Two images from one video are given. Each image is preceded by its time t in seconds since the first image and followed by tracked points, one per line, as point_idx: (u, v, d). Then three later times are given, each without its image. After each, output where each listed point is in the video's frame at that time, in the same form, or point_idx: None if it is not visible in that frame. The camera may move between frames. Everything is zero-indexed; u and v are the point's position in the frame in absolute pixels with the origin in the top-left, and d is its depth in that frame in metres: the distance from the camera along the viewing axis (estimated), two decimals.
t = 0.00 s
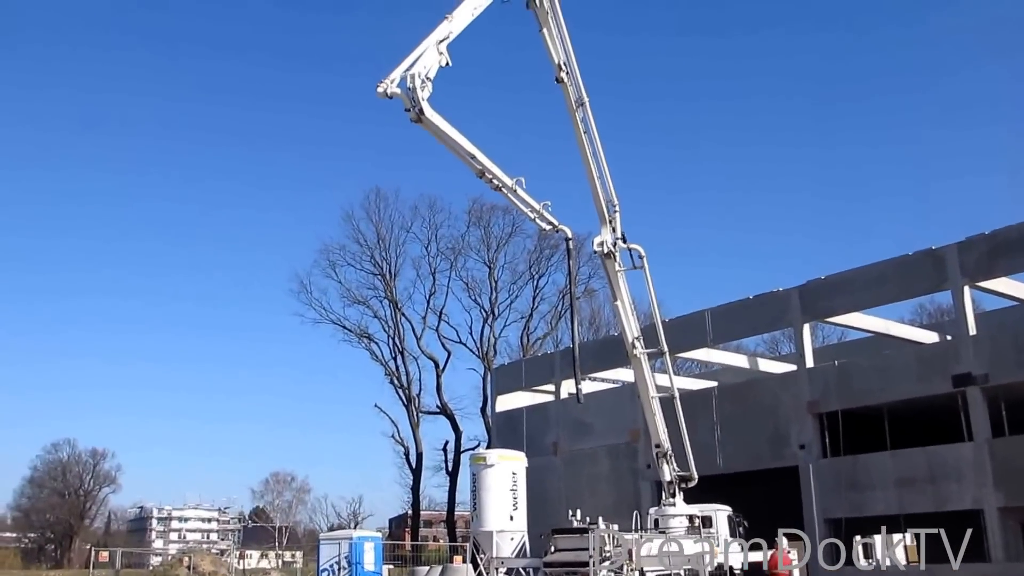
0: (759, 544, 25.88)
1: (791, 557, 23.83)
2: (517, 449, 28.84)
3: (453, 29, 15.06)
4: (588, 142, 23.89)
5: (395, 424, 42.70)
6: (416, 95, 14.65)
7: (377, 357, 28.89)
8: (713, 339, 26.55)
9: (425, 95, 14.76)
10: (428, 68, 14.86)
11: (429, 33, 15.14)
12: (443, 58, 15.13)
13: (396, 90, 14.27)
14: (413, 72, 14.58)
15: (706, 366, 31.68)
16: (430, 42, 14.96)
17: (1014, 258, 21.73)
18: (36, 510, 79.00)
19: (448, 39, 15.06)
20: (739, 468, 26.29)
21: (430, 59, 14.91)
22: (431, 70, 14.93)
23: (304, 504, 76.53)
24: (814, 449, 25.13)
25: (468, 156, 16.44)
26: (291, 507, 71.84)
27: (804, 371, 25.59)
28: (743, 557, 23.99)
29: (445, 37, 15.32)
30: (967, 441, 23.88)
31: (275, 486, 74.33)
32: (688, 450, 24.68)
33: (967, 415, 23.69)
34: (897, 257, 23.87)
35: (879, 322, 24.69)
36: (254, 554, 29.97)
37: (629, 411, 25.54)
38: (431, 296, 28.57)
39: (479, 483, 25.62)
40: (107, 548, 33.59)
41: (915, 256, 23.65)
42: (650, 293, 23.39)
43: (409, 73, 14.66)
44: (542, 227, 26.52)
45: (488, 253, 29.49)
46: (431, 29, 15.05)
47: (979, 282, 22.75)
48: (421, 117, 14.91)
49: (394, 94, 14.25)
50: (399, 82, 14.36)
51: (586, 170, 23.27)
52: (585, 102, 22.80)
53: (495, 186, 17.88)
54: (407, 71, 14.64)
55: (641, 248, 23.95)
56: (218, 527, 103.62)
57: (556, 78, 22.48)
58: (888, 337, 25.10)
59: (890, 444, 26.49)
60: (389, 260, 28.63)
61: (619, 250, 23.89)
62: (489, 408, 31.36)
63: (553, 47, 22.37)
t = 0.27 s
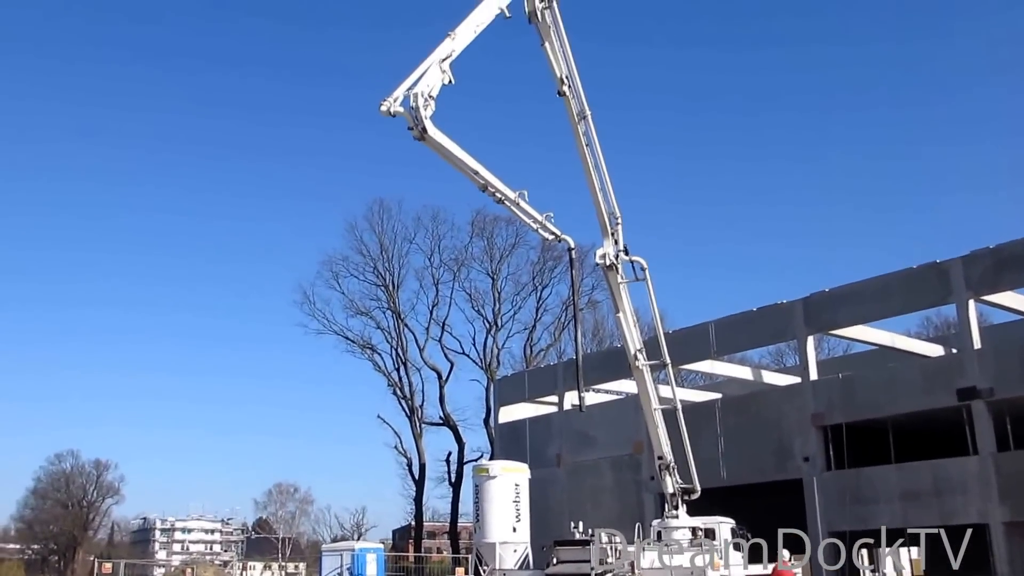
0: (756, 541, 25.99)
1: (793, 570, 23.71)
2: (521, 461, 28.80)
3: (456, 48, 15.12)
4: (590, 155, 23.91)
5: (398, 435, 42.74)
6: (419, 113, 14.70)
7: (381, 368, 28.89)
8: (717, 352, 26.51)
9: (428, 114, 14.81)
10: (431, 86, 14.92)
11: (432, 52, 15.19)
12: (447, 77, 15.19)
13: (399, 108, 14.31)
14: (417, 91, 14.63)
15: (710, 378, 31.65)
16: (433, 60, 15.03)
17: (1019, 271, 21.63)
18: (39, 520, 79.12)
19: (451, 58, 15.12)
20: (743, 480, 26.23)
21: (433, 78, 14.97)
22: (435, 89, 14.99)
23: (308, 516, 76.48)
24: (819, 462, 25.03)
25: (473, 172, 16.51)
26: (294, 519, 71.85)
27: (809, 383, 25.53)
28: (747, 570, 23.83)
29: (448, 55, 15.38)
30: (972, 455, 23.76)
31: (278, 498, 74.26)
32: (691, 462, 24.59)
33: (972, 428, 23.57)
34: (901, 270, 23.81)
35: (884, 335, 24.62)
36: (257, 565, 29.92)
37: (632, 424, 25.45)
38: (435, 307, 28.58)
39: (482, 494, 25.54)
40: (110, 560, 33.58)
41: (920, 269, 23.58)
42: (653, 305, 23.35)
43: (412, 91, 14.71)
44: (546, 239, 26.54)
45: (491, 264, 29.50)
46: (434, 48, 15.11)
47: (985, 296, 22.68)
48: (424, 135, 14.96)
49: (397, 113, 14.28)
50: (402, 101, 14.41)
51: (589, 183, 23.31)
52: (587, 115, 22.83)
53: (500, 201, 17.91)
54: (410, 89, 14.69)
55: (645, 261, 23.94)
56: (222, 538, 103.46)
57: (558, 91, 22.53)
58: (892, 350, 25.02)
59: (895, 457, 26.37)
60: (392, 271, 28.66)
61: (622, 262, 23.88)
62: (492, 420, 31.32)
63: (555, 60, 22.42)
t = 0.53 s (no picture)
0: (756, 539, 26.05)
1: None
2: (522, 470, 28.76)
3: (458, 61, 15.09)
4: (591, 163, 23.90)
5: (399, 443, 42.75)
6: (422, 128, 14.70)
7: (382, 377, 28.87)
8: (719, 360, 26.47)
9: (430, 128, 14.82)
10: (432, 101, 14.90)
11: (432, 65, 15.15)
12: (448, 90, 15.17)
13: (402, 123, 14.30)
14: (419, 106, 14.60)
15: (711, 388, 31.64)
16: (435, 74, 15.00)
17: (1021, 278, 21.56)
18: (41, 529, 79.22)
19: (453, 71, 15.10)
20: (745, 489, 26.17)
21: (435, 92, 14.97)
22: (436, 103, 14.97)
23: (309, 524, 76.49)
24: (821, 471, 24.96)
25: (476, 186, 16.58)
26: (296, 528, 71.88)
27: (811, 392, 25.48)
28: None
29: (450, 68, 15.34)
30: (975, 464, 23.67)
31: (279, 506, 74.22)
32: (692, 471, 24.50)
33: (975, 437, 23.48)
34: (903, 278, 23.76)
35: (886, 343, 24.56)
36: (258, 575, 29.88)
37: (633, 433, 25.39)
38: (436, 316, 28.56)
39: (483, 504, 25.47)
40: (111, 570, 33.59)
41: (922, 276, 23.53)
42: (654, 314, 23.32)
43: (415, 106, 14.69)
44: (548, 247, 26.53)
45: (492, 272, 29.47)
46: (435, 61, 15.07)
47: (987, 303, 22.61)
48: (427, 149, 14.96)
49: (400, 127, 14.27)
50: (404, 116, 14.38)
51: (589, 192, 23.35)
52: (588, 124, 22.82)
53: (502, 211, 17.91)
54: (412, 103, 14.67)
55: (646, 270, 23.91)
56: (224, 547, 103.29)
57: (559, 100, 22.52)
58: (895, 358, 24.97)
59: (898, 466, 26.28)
60: (394, 280, 28.64)
61: (623, 271, 23.86)
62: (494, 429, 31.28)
63: (556, 70, 22.42)
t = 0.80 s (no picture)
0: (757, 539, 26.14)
1: None
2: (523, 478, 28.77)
3: (459, 76, 15.41)
4: (591, 172, 23.94)
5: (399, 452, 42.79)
6: (425, 145, 14.98)
7: (382, 385, 28.87)
8: (719, 369, 26.49)
9: (433, 145, 15.11)
10: (434, 118, 15.25)
11: (435, 80, 15.48)
12: (450, 105, 15.51)
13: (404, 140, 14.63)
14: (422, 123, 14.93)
15: (712, 396, 31.66)
16: (437, 90, 15.30)
17: (1022, 284, 21.57)
18: (40, 537, 79.25)
19: (454, 86, 15.41)
20: (745, 497, 26.19)
21: (437, 109, 15.28)
22: (439, 119, 15.32)
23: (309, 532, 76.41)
24: (822, 479, 24.97)
25: (479, 198, 16.61)
26: (296, 536, 71.78)
27: (811, 400, 25.51)
28: None
29: (452, 82, 15.63)
30: (976, 471, 23.67)
31: (280, 515, 74.19)
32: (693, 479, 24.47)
33: (976, 444, 23.49)
34: (904, 285, 23.76)
35: (887, 350, 24.57)
36: None
37: (635, 441, 25.38)
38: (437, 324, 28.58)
39: (484, 512, 25.47)
40: None
41: (923, 283, 23.55)
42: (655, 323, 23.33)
43: (417, 124, 15.03)
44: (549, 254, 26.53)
45: (493, 281, 29.47)
46: (436, 77, 15.40)
47: (988, 310, 22.62)
48: (430, 166, 15.24)
49: (402, 144, 14.64)
50: (407, 133, 14.74)
51: (589, 200, 23.41)
52: (589, 133, 22.84)
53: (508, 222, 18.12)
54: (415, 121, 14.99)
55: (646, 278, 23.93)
56: (224, 554, 103.14)
57: (559, 109, 22.54)
58: (895, 366, 24.98)
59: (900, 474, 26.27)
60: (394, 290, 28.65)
61: (623, 280, 23.89)
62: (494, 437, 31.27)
63: (556, 79, 22.46)
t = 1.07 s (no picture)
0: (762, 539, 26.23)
1: None
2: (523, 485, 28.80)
3: (460, 93, 15.65)
4: (591, 182, 24.08)
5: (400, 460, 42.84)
6: (427, 162, 15.20)
7: (382, 393, 28.93)
8: (719, 378, 26.56)
9: (436, 162, 15.32)
10: (436, 135, 15.43)
11: (436, 97, 15.75)
12: (452, 121, 15.74)
13: (407, 158, 14.87)
14: (424, 141, 15.14)
15: (712, 404, 31.73)
16: (438, 107, 15.53)
17: (1021, 296, 21.63)
18: (41, 544, 79.22)
19: (456, 103, 15.64)
20: (745, 505, 26.22)
21: (439, 126, 15.49)
22: (441, 136, 15.51)
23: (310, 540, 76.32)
24: (821, 488, 25.00)
25: (482, 211, 16.82)
26: (296, 543, 71.70)
27: (811, 409, 25.56)
28: None
29: (454, 98, 15.90)
30: (975, 481, 23.68)
31: (280, 522, 74.11)
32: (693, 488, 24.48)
33: (975, 455, 23.50)
34: (904, 296, 23.84)
35: (887, 360, 24.61)
36: None
37: (635, 449, 25.42)
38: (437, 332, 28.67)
39: (484, 520, 25.50)
40: None
41: (922, 294, 23.61)
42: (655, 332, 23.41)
43: (419, 142, 15.26)
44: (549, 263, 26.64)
45: (493, 289, 29.56)
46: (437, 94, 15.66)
47: (987, 321, 22.69)
48: (433, 183, 15.41)
49: (405, 162, 14.87)
50: (409, 150, 14.97)
51: (589, 210, 23.59)
52: (588, 144, 22.98)
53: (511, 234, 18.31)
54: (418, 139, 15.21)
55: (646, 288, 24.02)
56: (224, 562, 102.98)
57: (559, 120, 22.69)
58: (895, 375, 25.03)
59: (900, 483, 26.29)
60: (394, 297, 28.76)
61: (624, 289, 24.00)
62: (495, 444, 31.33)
63: (556, 90, 22.63)
